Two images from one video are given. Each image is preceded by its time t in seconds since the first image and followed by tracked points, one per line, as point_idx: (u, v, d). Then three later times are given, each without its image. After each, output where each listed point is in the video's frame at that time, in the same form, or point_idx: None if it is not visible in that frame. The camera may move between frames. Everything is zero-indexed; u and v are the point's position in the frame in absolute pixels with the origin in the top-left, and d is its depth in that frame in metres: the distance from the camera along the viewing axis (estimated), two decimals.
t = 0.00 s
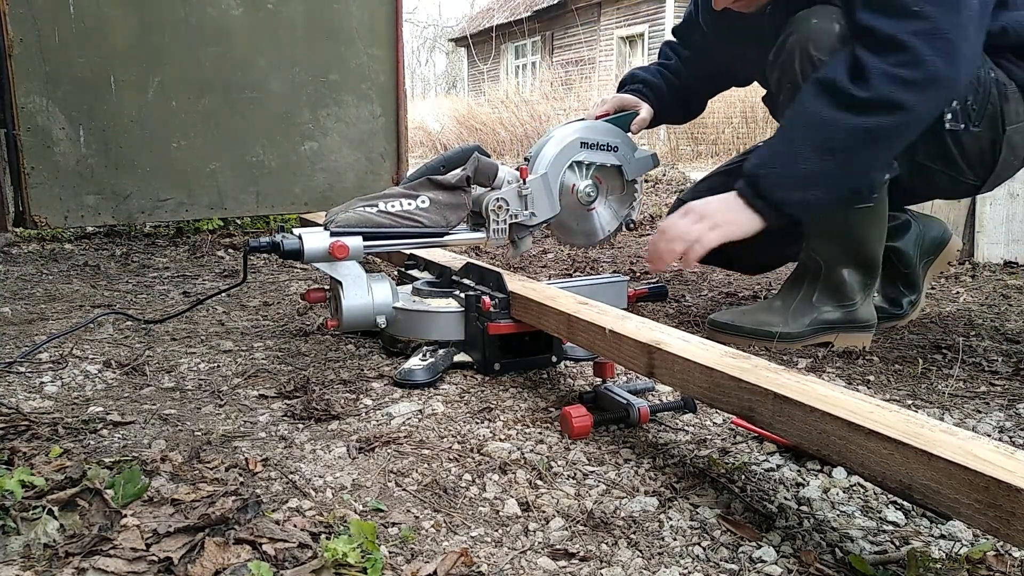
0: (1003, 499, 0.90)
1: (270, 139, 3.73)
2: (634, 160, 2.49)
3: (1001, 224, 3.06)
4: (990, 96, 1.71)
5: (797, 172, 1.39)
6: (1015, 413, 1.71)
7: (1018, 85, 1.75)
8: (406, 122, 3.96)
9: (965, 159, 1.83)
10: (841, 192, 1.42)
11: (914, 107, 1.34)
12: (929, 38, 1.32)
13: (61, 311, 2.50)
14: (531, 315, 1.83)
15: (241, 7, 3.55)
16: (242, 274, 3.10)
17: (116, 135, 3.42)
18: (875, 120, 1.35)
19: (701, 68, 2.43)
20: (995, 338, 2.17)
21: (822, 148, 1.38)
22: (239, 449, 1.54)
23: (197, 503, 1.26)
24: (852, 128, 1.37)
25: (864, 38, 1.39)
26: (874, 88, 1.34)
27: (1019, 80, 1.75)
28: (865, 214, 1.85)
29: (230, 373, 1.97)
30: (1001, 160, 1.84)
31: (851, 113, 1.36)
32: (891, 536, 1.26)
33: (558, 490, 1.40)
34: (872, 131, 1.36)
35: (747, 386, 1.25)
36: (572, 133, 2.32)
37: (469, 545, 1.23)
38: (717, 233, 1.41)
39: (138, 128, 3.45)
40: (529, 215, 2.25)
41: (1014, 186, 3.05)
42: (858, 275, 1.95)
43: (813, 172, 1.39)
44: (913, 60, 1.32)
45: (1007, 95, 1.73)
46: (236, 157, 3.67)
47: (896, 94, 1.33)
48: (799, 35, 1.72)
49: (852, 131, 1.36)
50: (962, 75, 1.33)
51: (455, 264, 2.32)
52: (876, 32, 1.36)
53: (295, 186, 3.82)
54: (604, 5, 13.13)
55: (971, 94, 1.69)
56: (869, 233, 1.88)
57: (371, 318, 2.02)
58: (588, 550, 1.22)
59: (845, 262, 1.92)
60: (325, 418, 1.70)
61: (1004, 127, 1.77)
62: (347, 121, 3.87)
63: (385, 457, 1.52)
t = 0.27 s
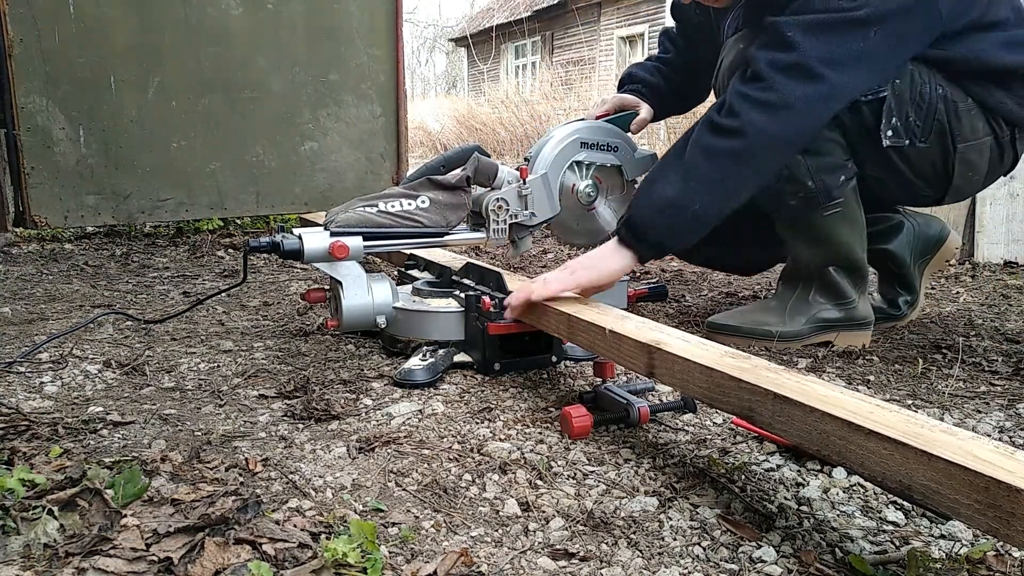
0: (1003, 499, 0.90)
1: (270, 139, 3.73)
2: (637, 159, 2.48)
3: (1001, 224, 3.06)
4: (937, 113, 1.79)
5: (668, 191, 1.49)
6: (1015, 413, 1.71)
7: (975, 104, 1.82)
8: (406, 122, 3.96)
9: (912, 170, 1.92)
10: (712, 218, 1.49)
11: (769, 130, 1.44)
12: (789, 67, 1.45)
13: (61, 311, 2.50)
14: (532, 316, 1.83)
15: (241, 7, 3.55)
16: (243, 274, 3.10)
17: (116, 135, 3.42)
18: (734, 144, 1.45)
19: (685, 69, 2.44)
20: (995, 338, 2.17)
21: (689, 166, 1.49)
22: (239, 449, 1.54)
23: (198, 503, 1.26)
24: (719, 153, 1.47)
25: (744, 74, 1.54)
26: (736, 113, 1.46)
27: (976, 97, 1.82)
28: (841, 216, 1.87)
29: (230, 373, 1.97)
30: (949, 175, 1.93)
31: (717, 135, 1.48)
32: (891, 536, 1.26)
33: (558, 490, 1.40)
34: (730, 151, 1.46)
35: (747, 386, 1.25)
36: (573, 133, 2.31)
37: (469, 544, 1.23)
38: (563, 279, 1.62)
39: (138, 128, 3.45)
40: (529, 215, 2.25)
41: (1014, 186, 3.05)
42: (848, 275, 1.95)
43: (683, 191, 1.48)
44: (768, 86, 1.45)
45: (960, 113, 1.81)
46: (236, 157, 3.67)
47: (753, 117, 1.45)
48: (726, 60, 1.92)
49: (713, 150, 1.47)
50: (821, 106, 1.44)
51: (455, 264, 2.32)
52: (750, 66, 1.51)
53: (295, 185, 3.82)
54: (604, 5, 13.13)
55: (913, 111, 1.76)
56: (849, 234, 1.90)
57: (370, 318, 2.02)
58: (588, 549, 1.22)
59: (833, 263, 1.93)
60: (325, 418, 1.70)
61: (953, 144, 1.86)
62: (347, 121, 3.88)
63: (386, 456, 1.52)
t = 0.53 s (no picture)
0: (1003, 499, 0.90)
1: (270, 139, 3.73)
2: (635, 157, 2.50)
3: (1001, 224, 3.06)
4: (928, 114, 1.81)
5: (674, 233, 1.56)
6: (1015, 413, 1.71)
7: (965, 103, 1.84)
8: (406, 122, 3.96)
9: (908, 175, 1.92)
10: (714, 260, 1.58)
11: (773, 176, 1.51)
12: (791, 112, 1.50)
13: (61, 311, 2.50)
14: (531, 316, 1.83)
15: (240, 7, 3.55)
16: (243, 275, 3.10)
17: (116, 135, 3.42)
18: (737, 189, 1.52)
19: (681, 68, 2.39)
20: (995, 338, 2.17)
21: (692, 209, 1.56)
22: (239, 449, 1.54)
23: (198, 503, 1.26)
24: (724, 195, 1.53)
25: (743, 107, 1.59)
26: (739, 155, 1.52)
27: (966, 96, 1.84)
28: (834, 223, 1.88)
29: (230, 373, 1.97)
30: (944, 175, 1.93)
31: (719, 177, 1.54)
32: (891, 536, 1.26)
33: (558, 490, 1.40)
34: (734, 195, 1.52)
35: (747, 386, 1.25)
36: (573, 134, 2.32)
37: (469, 544, 1.23)
38: (559, 287, 1.74)
39: (138, 128, 3.45)
40: (529, 215, 2.26)
41: (1014, 186, 3.05)
42: (848, 280, 1.95)
43: (687, 235, 1.56)
44: (770, 129, 1.51)
45: (950, 114, 1.83)
46: (236, 157, 3.67)
47: (755, 161, 1.51)
48: (712, 74, 1.95)
49: (716, 194, 1.54)
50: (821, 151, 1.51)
51: (455, 264, 2.32)
52: (749, 100, 1.55)
53: (295, 186, 3.82)
54: (604, 5, 13.13)
55: (903, 115, 1.79)
56: (845, 243, 1.91)
57: (370, 318, 2.02)
58: (588, 549, 1.22)
59: (831, 268, 1.94)
60: (325, 418, 1.70)
61: (945, 144, 1.87)
62: (347, 121, 3.88)
63: (385, 456, 1.52)
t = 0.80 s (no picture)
0: (1000, 495, 0.90)
1: (270, 139, 3.73)
2: (636, 157, 2.50)
3: (1001, 224, 3.06)
4: (927, 118, 1.81)
5: (678, 244, 1.56)
6: (1015, 413, 1.71)
7: (964, 105, 1.85)
8: (406, 122, 3.96)
9: (908, 177, 1.92)
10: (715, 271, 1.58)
11: (783, 193, 1.51)
12: (801, 128, 1.50)
13: (61, 311, 2.50)
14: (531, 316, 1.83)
15: (240, 7, 3.55)
16: (243, 275, 3.10)
17: (116, 135, 3.42)
18: (745, 203, 1.52)
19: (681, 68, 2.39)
20: (995, 338, 2.17)
21: (700, 221, 1.55)
22: (239, 449, 1.54)
23: (198, 503, 1.26)
24: (730, 208, 1.53)
25: (751, 117, 1.57)
26: (750, 170, 1.51)
27: (964, 98, 1.84)
28: (835, 223, 1.88)
29: (230, 373, 1.97)
30: (943, 176, 1.93)
31: (728, 190, 1.53)
32: (891, 536, 1.26)
33: (558, 490, 1.40)
34: (741, 209, 1.52)
35: (746, 385, 1.24)
36: (574, 134, 2.32)
37: (469, 545, 1.23)
38: (555, 286, 1.74)
39: (138, 128, 3.45)
40: (529, 216, 2.26)
41: (1014, 186, 3.05)
42: (847, 281, 1.96)
43: (694, 248, 1.55)
44: (782, 145, 1.50)
45: (950, 116, 1.83)
46: (236, 157, 3.67)
47: (767, 177, 1.50)
48: (711, 78, 1.95)
49: (725, 207, 1.53)
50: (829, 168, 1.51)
51: (455, 264, 2.32)
52: (759, 112, 1.54)
53: (295, 185, 3.82)
54: (604, 5, 13.13)
55: (903, 118, 1.79)
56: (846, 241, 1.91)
57: (370, 318, 2.02)
58: (588, 549, 1.22)
59: (830, 270, 1.94)
60: (325, 419, 1.70)
61: (945, 145, 1.87)
62: (346, 121, 3.88)
63: (385, 457, 1.52)
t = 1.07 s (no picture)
0: (999, 492, 0.90)
1: (270, 138, 3.73)
2: (636, 157, 2.50)
3: (1001, 224, 3.07)
4: (927, 118, 1.81)
5: (676, 242, 1.56)
6: (1015, 413, 1.71)
7: (964, 105, 1.84)
8: (406, 121, 3.96)
9: (907, 177, 1.92)
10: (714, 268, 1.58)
11: (782, 189, 1.51)
12: (800, 125, 1.50)
13: (61, 311, 2.50)
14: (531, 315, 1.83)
15: (240, 7, 3.55)
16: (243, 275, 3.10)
17: (116, 135, 3.42)
18: (743, 199, 1.52)
19: (681, 68, 2.39)
20: (995, 338, 2.17)
21: (698, 218, 1.55)
22: (239, 449, 1.54)
23: (198, 503, 1.26)
24: (729, 204, 1.53)
25: (750, 114, 1.57)
26: (748, 166, 1.51)
27: (964, 99, 1.84)
28: (835, 222, 1.88)
29: (230, 373, 1.97)
30: (943, 176, 1.93)
31: (727, 187, 1.53)
32: (891, 536, 1.26)
33: (558, 490, 1.40)
34: (740, 204, 1.52)
35: (745, 383, 1.24)
36: (574, 134, 2.32)
37: (469, 544, 1.23)
38: (555, 285, 1.74)
39: (138, 128, 3.45)
40: (529, 215, 2.26)
41: (1014, 186, 3.05)
42: (847, 281, 1.96)
43: (693, 244, 1.55)
44: (780, 141, 1.50)
45: (950, 116, 1.83)
46: (236, 156, 3.67)
47: (765, 173, 1.50)
48: (712, 77, 1.95)
49: (724, 203, 1.53)
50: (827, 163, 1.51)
51: (455, 264, 2.32)
52: (758, 109, 1.54)
53: (295, 185, 3.82)
54: (604, 5, 13.14)
55: (903, 118, 1.79)
56: (846, 241, 1.91)
57: (370, 318, 2.02)
58: (588, 549, 1.22)
59: (830, 270, 1.94)
60: (325, 419, 1.70)
61: (945, 145, 1.87)
62: (346, 121, 3.88)
63: (386, 457, 1.52)
